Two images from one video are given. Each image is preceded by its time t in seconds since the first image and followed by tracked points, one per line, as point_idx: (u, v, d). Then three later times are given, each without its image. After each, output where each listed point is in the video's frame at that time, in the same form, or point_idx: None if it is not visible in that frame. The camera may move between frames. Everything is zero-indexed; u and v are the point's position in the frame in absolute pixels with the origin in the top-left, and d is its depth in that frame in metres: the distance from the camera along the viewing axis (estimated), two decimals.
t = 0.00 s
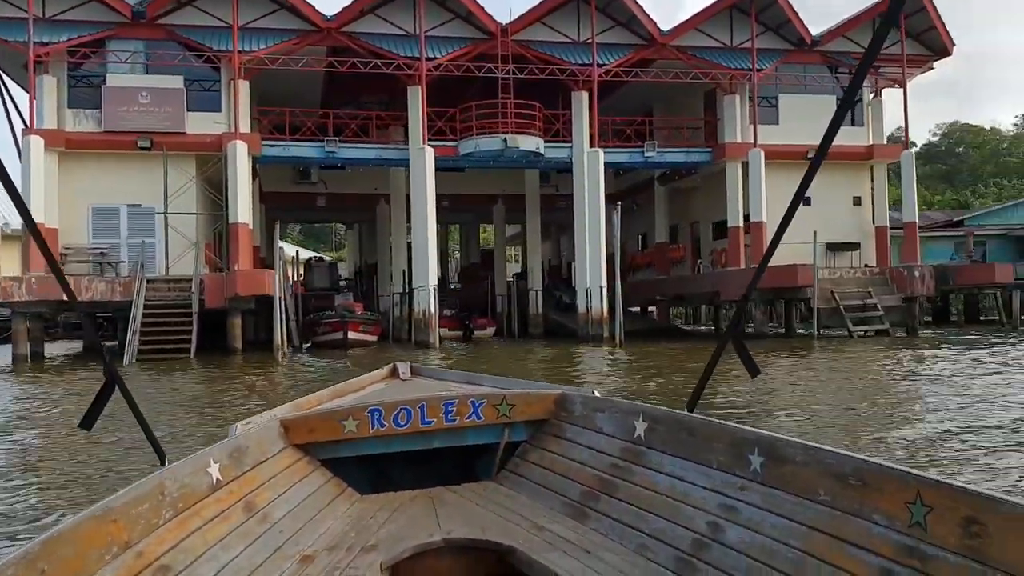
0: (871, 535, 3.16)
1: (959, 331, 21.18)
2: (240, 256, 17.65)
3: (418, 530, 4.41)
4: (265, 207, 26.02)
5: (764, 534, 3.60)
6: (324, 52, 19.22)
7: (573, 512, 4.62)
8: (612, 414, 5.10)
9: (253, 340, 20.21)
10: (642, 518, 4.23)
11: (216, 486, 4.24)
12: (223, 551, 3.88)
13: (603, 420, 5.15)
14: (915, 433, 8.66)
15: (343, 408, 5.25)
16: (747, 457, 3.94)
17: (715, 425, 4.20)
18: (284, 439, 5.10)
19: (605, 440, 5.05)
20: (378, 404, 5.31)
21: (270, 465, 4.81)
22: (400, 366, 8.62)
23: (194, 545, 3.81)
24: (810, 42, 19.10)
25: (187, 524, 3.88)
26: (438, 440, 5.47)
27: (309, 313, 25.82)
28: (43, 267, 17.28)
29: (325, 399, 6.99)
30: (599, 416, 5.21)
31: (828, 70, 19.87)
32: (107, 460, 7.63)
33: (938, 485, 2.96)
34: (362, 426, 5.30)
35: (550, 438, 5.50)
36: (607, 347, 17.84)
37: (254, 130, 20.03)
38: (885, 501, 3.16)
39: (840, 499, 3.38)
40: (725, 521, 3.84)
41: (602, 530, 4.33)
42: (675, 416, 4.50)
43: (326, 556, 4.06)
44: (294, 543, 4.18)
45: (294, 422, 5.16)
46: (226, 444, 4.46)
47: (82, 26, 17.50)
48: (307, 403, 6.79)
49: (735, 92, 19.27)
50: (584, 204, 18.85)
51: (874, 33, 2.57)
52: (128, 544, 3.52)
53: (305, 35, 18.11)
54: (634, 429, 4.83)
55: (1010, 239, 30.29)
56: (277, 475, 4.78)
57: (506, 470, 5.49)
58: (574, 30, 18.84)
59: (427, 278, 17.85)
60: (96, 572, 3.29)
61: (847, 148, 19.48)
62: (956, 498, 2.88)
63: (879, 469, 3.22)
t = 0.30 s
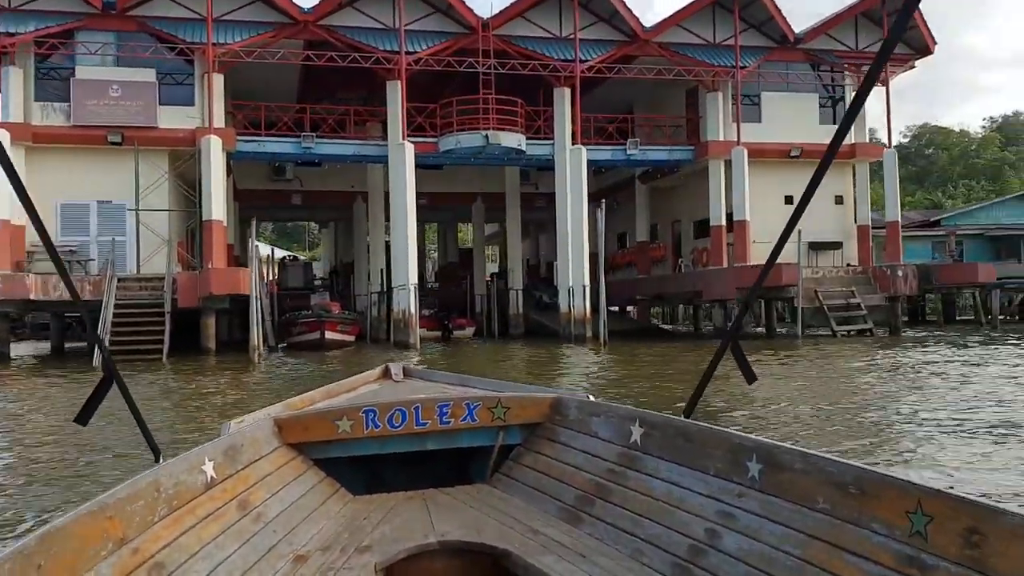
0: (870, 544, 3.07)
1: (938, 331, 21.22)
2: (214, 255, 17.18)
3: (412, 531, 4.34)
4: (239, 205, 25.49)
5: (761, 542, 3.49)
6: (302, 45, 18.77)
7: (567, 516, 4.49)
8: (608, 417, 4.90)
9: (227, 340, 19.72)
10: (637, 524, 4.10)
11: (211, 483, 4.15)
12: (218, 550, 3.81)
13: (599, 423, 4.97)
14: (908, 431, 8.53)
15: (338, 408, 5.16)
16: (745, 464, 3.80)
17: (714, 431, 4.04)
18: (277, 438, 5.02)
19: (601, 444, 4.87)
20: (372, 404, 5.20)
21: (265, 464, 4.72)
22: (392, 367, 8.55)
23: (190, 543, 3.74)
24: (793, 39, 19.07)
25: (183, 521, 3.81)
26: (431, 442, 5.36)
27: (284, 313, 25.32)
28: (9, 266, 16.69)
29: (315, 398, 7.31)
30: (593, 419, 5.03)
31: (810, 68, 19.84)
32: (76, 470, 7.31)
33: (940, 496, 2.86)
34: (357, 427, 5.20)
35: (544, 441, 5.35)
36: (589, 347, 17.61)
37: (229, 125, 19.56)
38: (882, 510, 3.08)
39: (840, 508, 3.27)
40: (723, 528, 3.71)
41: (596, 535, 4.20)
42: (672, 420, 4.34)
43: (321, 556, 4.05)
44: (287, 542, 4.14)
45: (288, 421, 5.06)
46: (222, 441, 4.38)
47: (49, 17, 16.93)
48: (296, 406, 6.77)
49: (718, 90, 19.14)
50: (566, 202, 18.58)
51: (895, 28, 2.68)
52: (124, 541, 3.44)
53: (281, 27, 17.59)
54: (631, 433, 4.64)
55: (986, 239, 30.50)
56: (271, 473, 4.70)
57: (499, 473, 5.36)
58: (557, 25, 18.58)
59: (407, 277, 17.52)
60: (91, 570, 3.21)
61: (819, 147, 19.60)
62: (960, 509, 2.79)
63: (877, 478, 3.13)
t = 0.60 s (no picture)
0: (853, 561, 2.98)
1: (916, 331, 21.31)
2: (185, 253, 16.72)
3: (392, 533, 4.34)
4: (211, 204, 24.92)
5: (742, 554, 3.42)
6: (276, 40, 18.29)
7: (549, 523, 4.41)
8: (592, 425, 4.77)
9: (199, 343, 19.16)
10: (619, 532, 4.02)
11: (193, 475, 4.21)
12: (199, 543, 3.86)
13: (583, 431, 4.85)
14: (897, 431, 8.43)
15: (323, 406, 5.11)
16: (730, 476, 3.69)
17: (701, 442, 3.93)
18: (260, 434, 5.05)
19: (586, 452, 4.74)
20: (357, 404, 5.13)
21: (247, 459, 4.77)
22: (375, 368, 8.24)
23: (170, 535, 3.77)
24: (774, 37, 18.98)
25: (164, 512, 3.85)
26: (414, 444, 5.26)
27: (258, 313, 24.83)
28: None
29: (298, 396, 7.03)
30: (579, 427, 4.90)
31: (791, 67, 19.77)
32: (41, 475, 7.01)
33: (926, 513, 2.76)
34: (341, 426, 5.15)
35: (527, 447, 5.22)
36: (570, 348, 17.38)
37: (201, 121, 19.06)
38: (867, 526, 2.98)
39: (825, 523, 3.16)
40: (705, 539, 3.62)
41: (577, 543, 4.12)
42: (659, 431, 4.21)
43: (299, 554, 4.08)
44: (267, 539, 4.19)
45: (272, 418, 5.10)
46: (205, 434, 4.43)
47: (14, 8, 16.36)
48: (279, 400, 6.76)
49: (699, 88, 18.96)
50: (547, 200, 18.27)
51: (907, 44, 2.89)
52: (105, 529, 3.45)
53: (254, 21, 17.05)
54: (615, 443, 4.53)
55: (961, 240, 30.72)
56: (253, 468, 4.75)
57: (480, 479, 5.27)
58: (537, 21, 18.33)
59: (386, 277, 17.18)
60: (72, 555, 3.22)
61: (802, 147, 19.52)
62: (944, 526, 2.69)
63: (861, 493, 3.03)
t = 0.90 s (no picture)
0: (839, 570, 2.85)
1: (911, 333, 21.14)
2: (171, 253, 16.26)
3: (381, 540, 4.09)
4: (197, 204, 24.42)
5: (730, 562, 3.25)
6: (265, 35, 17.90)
7: (537, 533, 4.14)
8: (581, 435, 4.55)
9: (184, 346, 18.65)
10: (606, 541, 3.80)
11: (181, 482, 4.05)
12: (189, 549, 3.69)
13: (573, 441, 4.60)
14: (907, 435, 8.19)
15: (311, 413, 4.90)
16: (717, 486, 3.52)
17: (689, 452, 3.76)
18: (248, 442, 4.84)
19: (574, 462, 4.51)
20: (347, 412, 4.92)
21: (236, 467, 4.56)
22: (365, 376, 7.90)
23: (160, 541, 3.62)
24: (770, 35, 18.75)
25: (154, 519, 3.70)
26: (403, 452, 5.01)
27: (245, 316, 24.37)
28: None
29: (291, 402, 6.78)
30: (568, 437, 4.65)
31: (787, 65, 19.58)
32: (12, 485, 6.61)
33: (910, 521, 2.66)
34: (330, 434, 4.93)
35: (517, 456, 4.94)
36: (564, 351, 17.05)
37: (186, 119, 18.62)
38: (854, 536, 2.85)
39: (812, 532, 3.03)
40: (693, 548, 3.43)
41: (565, 553, 3.87)
42: (647, 440, 4.02)
43: (287, 561, 3.86)
44: (255, 546, 3.98)
45: (261, 426, 4.89)
46: (192, 441, 4.27)
47: None
48: (270, 407, 6.45)
49: (694, 86, 18.77)
50: (541, 201, 17.99)
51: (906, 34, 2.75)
52: (94, 536, 3.32)
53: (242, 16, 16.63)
54: (604, 452, 4.31)
55: (954, 242, 30.65)
56: (242, 476, 4.54)
57: (468, 488, 4.96)
58: (530, 17, 18.00)
59: (377, 278, 16.81)
60: (60, 563, 3.09)
61: (802, 146, 19.37)
62: (930, 536, 2.59)
63: (846, 502, 2.91)
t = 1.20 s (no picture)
0: (837, 561, 2.98)
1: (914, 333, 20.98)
2: (164, 252, 15.91)
3: (385, 544, 4.06)
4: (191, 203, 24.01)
5: (730, 557, 3.36)
6: (261, 30, 17.54)
7: (538, 533, 4.15)
8: (579, 433, 4.56)
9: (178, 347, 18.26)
10: (608, 539, 3.87)
11: (182, 494, 4.01)
12: (190, 560, 3.66)
13: (573, 440, 4.59)
14: (919, 434, 8.00)
15: (309, 420, 4.73)
16: (716, 482, 3.63)
17: (685, 448, 3.86)
18: (248, 451, 4.70)
19: (573, 459, 4.53)
20: (345, 418, 4.75)
21: (237, 476, 4.46)
22: (366, 382, 7.59)
23: (161, 553, 3.60)
24: (774, 31, 18.49)
25: (155, 531, 3.69)
26: (402, 458, 4.85)
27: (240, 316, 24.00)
28: None
29: (291, 410, 6.46)
30: (566, 435, 4.65)
31: (790, 61, 19.31)
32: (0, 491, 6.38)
33: (908, 512, 2.79)
34: (329, 441, 4.76)
35: (518, 458, 4.86)
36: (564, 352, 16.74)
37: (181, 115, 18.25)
38: (852, 527, 2.97)
39: (811, 526, 3.15)
40: (693, 544, 3.54)
41: (567, 552, 3.92)
42: (647, 437, 4.11)
43: (292, 569, 3.78)
44: (258, 555, 3.89)
45: (260, 435, 4.76)
46: (192, 451, 4.21)
47: None
48: (270, 416, 6.11)
49: (697, 83, 18.47)
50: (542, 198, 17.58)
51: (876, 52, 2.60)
52: (95, 549, 3.35)
53: (237, 10, 16.25)
54: (603, 450, 4.36)
55: (955, 241, 30.46)
56: (243, 485, 4.42)
57: (471, 490, 4.83)
58: (531, 13, 17.64)
59: (376, 277, 16.50)
60: None
61: (805, 143, 19.09)
62: (926, 526, 2.72)
63: (847, 494, 3.03)
